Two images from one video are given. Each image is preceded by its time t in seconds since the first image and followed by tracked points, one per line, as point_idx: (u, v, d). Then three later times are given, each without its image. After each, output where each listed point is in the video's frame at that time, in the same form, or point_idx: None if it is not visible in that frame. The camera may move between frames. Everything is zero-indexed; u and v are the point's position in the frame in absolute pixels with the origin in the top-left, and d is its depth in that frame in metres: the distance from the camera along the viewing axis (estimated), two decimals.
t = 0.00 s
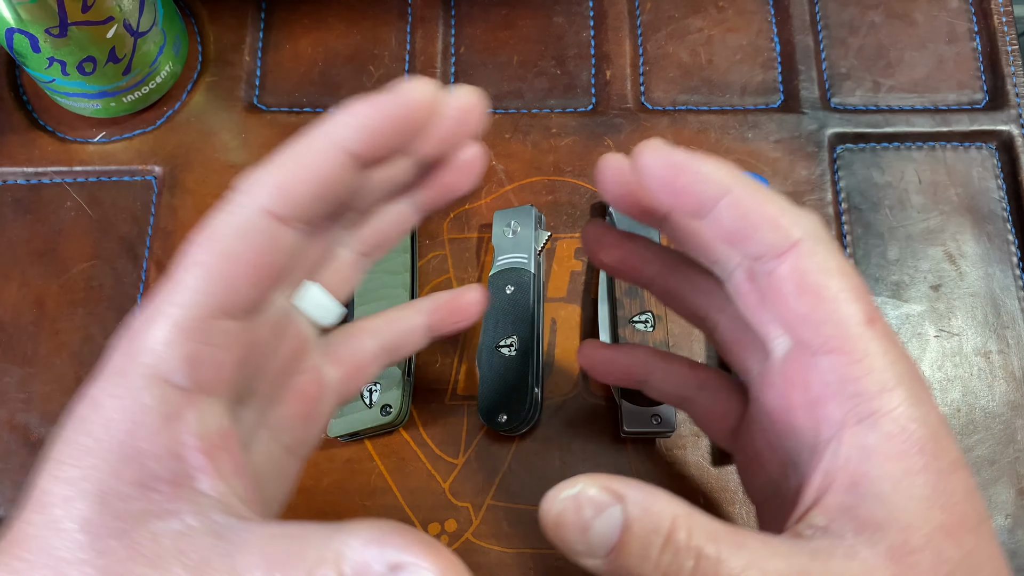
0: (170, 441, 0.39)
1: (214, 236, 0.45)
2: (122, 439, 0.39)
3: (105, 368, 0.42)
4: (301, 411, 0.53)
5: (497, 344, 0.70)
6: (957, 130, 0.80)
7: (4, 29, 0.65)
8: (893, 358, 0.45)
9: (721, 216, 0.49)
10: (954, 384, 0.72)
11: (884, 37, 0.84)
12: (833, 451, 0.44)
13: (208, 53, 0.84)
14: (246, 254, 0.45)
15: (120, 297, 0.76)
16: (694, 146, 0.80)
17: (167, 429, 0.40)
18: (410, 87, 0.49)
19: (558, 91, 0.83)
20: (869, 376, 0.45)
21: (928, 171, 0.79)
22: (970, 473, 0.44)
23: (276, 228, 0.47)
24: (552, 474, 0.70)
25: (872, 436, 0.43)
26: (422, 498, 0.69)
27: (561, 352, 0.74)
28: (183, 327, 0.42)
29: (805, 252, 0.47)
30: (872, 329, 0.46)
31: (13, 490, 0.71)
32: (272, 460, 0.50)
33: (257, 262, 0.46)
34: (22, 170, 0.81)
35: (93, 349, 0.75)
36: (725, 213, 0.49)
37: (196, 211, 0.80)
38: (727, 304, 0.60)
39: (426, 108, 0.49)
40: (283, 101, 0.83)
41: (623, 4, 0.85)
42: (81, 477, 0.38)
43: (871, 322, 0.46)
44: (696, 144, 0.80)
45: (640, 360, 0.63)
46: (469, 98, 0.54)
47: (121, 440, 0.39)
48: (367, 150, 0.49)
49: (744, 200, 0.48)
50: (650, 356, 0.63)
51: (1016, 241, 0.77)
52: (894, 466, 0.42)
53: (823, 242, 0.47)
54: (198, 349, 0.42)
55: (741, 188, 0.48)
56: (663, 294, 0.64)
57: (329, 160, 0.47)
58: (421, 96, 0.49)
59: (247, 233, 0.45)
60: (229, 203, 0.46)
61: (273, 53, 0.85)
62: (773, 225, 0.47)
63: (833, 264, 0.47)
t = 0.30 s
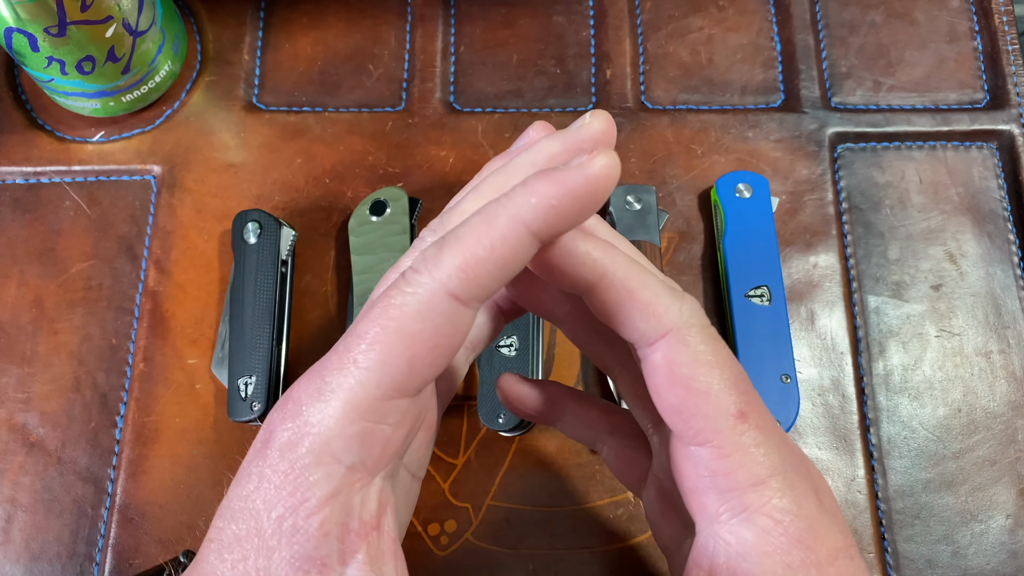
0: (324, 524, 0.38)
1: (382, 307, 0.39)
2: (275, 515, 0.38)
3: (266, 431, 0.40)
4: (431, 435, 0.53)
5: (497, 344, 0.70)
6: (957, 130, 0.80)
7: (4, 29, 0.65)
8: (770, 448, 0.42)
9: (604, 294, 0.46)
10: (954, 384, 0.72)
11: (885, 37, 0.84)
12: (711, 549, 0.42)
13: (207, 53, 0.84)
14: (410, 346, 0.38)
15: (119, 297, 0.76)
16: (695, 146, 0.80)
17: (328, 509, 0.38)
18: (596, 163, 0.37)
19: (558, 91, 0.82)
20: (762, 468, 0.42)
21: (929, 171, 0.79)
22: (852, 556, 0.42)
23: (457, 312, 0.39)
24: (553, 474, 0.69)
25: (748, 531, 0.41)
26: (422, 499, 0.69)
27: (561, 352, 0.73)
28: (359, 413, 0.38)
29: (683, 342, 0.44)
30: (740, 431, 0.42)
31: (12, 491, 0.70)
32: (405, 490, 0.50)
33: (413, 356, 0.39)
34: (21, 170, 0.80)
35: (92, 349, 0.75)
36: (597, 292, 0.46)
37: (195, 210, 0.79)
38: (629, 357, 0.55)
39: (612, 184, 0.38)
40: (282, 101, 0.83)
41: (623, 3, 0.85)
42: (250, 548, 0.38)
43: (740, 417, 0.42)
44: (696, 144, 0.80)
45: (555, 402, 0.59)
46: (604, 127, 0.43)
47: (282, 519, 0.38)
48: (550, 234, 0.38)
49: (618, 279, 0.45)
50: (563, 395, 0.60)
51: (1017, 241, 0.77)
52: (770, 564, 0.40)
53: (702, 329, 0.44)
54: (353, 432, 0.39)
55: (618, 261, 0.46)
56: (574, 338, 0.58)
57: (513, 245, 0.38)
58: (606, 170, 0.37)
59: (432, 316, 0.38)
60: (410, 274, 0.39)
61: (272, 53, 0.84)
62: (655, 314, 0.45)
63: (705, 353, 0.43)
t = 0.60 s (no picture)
0: (329, 530, 0.38)
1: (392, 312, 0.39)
2: (280, 522, 0.38)
3: (267, 435, 0.39)
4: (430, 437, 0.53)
5: (497, 344, 0.70)
6: (959, 129, 0.80)
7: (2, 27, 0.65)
8: (766, 445, 0.42)
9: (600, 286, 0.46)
10: (956, 384, 0.72)
11: (886, 36, 0.83)
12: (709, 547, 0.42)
13: (206, 52, 0.84)
14: (420, 349, 0.38)
15: (118, 297, 0.76)
16: (695, 146, 0.80)
17: (333, 515, 0.38)
18: (608, 169, 0.39)
19: (557, 90, 0.82)
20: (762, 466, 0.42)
21: (930, 170, 0.79)
22: (851, 554, 0.43)
23: (465, 319, 0.39)
24: (552, 474, 0.69)
25: (745, 531, 0.41)
26: (422, 499, 0.68)
27: (561, 351, 0.73)
28: (365, 419, 0.38)
29: (679, 338, 0.44)
30: (738, 427, 0.42)
31: (11, 491, 0.70)
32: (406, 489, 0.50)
33: (421, 360, 0.39)
34: (20, 169, 0.80)
35: (91, 349, 0.74)
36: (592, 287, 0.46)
37: (194, 210, 0.79)
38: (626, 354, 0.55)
39: (622, 189, 0.40)
40: (281, 100, 0.83)
41: (624, 2, 0.85)
42: (254, 556, 0.38)
43: (736, 414, 0.42)
44: (697, 144, 0.80)
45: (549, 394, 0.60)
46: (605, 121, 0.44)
47: (287, 526, 0.38)
48: (561, 238, 0.40)
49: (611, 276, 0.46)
50: (558, 388, 0.60)
51: (1019, 240, 0.76)
52: (769, 564, 0.40)
53: (697, 325, 0.44)
54: (358, 437, 0.38)
55: (614, 258, 0.46)
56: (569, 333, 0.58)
57: (523, 251, 0.39)
58: (616, 176, 0.39)
59: (445, 319, 0.38)
60: (418, 279, 0.39)
61: (272, 52, 0.84)
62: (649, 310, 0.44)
63: (702, 349, 0.43)
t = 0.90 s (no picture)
0: (56, 387, 0.36)
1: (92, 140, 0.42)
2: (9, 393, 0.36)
3: None
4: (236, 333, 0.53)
5: (497, 344, 0.70)
6: (958, 130, 0.80)
7: (3, 28, 0.65)
8: (956, 322, 0.42)
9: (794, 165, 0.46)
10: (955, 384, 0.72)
11: (885, 37, 0.84)
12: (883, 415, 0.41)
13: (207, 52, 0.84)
14: (122, 175, 0.42)
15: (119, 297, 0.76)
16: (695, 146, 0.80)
17: (53, 371, 0.37)
18: None
19: (557, 90, 0.82)
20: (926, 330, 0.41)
21: (929, 171, 0.79)
22: None
23: (154, 133, 0.43)
24: (554, 473, 0.69)
25: (926, 403, 0.40)
26: (422, 499, 0.69)
27: (562, 352, 0.73)
28: (69, 250, 0.40)
29: (882, 208, 0.43)
30: (936, 296, 0.42)
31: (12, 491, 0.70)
32: (199, 373, 0.50)
33: (143, 180, 0.42)
34: (21, 170, 0.80)
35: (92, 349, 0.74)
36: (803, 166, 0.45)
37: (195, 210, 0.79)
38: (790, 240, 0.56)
39: None
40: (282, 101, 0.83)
41: (623, 3, 0.85)
42: None
43: (934, 286, 0.42)
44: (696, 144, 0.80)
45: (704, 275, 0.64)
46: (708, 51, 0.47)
47: (18, 394, 0.36)
48: (252, 37, 0.46)
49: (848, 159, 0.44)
50: (712, 274, 0.64)
51: (1017, 241, 0.77)
52: (955, 433, 0.39)
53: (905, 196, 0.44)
54: (64, 270, 0.39)
55: (830, 123, 0.44)
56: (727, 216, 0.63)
57: (215, 52, 0.45)
58: None
59: (126, 146, 0.42)
60: (114, 106, 0.43)
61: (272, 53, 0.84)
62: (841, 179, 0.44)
63: (903, 216, 0.43)
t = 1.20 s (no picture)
0: (292, 490, 0.39)
1: (353, 270, 0.39)
2: (238, 481, 0.38)
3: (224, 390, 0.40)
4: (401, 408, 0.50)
5: (497, 343, 0.71)
6: (957, 130, 0.80)
7: (4, 29, 0.65)
8: (791, 361, 0.45)
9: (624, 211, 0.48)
10: (954, 384, 0.72)
11: (884, 37, 0.84)
12: (732, 462, 0.44)
13: (208, 53, 0.84)
14: (379, 312, 0.39)
15: (119, 297, 0.76)
16: (694, 146, 0.80)
17: (292, 475, 0.39)
18: (581, 137, 0.42)
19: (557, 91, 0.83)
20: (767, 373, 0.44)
21: (929, 171, 0.79)
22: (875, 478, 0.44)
23: (430, 280, 0.39)
24: (552, 473, 0.69)
25: (769, 446, 0.43)
26: (422, 498, 0.69)
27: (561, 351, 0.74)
28: (323, 377, 0.39)
29: (706, 261, 0.45)
30: (767, 342, 0.44)
31: (13, 491, 0.70)
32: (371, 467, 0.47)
33: (384, 323, 0.39)
34: (21, 170, 0.81)
35: (93, 349, 0.75)
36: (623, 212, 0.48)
37: (195, 210, 0.79)
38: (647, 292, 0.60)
39: (596, 156, 0.42)
40: (283, 101, 0.83)
41: (623, 3, 0.85)
42: (209, 512, 0.38)
43: (760, 328, 0.44)
44: (696, 144, 0.80)
45: (571, 329, 0.64)
46: (572, 80, 0.52)
47: (243, 484, 0.38)
48: (530, 204, 0.41)
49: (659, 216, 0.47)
50: (583, 327, 0.64)
51: (1016, 240, 0.77)
52: (791, 477, 0.42)
53: (722, 242, 0.46)
54: (320, 396, 0.39)
55: (655, 171, 0.46)
56: (592, 270, 0.64)
57: (491, 212, 0.40)
58: (590, 144, 0.42)
59: (389, 297, 0.39)
60: (384, 239, 0.40)
61: (273, 53, 0.84)
62: (667, 228, 0.46)
63: (725, 265, 0.45)
